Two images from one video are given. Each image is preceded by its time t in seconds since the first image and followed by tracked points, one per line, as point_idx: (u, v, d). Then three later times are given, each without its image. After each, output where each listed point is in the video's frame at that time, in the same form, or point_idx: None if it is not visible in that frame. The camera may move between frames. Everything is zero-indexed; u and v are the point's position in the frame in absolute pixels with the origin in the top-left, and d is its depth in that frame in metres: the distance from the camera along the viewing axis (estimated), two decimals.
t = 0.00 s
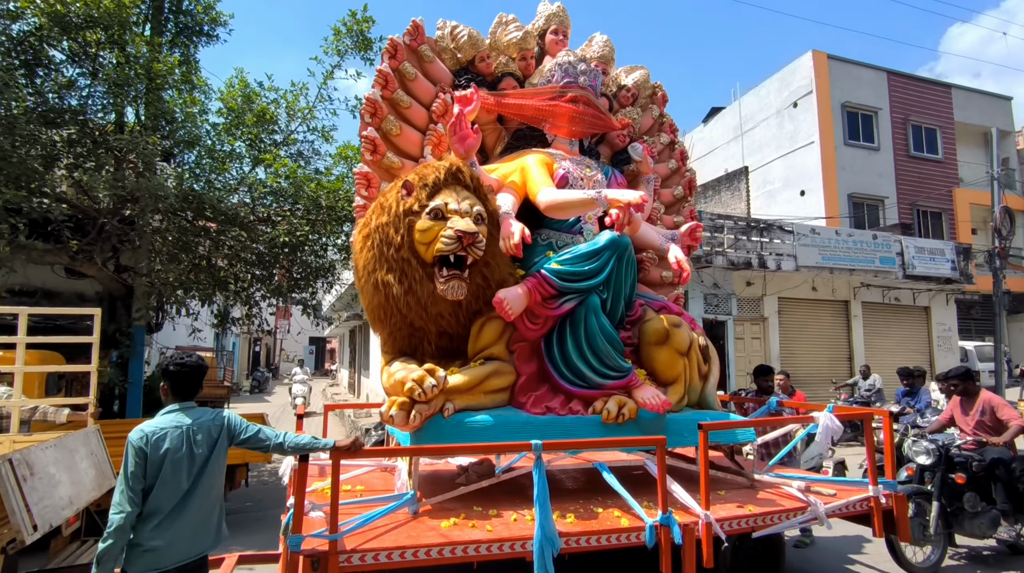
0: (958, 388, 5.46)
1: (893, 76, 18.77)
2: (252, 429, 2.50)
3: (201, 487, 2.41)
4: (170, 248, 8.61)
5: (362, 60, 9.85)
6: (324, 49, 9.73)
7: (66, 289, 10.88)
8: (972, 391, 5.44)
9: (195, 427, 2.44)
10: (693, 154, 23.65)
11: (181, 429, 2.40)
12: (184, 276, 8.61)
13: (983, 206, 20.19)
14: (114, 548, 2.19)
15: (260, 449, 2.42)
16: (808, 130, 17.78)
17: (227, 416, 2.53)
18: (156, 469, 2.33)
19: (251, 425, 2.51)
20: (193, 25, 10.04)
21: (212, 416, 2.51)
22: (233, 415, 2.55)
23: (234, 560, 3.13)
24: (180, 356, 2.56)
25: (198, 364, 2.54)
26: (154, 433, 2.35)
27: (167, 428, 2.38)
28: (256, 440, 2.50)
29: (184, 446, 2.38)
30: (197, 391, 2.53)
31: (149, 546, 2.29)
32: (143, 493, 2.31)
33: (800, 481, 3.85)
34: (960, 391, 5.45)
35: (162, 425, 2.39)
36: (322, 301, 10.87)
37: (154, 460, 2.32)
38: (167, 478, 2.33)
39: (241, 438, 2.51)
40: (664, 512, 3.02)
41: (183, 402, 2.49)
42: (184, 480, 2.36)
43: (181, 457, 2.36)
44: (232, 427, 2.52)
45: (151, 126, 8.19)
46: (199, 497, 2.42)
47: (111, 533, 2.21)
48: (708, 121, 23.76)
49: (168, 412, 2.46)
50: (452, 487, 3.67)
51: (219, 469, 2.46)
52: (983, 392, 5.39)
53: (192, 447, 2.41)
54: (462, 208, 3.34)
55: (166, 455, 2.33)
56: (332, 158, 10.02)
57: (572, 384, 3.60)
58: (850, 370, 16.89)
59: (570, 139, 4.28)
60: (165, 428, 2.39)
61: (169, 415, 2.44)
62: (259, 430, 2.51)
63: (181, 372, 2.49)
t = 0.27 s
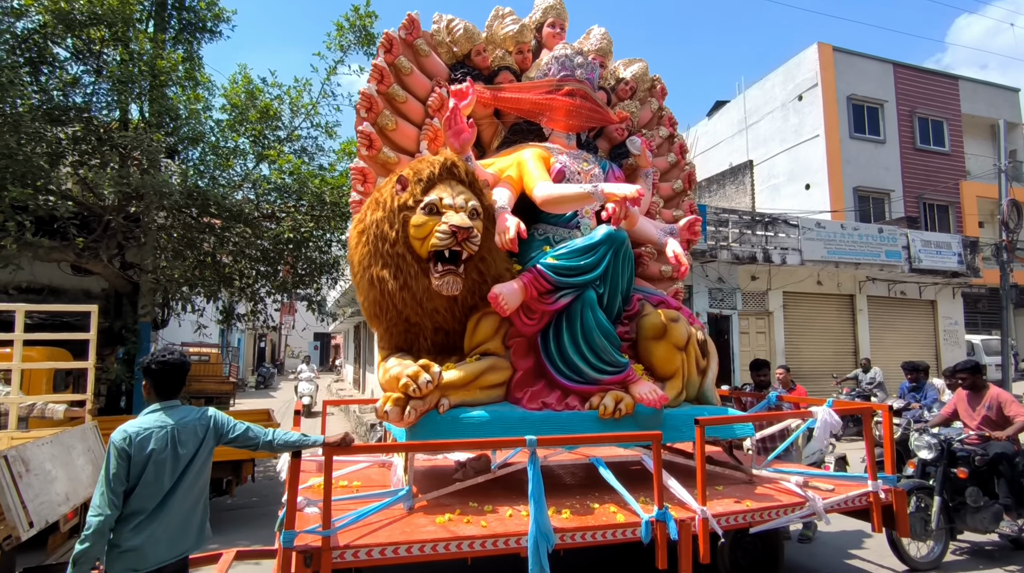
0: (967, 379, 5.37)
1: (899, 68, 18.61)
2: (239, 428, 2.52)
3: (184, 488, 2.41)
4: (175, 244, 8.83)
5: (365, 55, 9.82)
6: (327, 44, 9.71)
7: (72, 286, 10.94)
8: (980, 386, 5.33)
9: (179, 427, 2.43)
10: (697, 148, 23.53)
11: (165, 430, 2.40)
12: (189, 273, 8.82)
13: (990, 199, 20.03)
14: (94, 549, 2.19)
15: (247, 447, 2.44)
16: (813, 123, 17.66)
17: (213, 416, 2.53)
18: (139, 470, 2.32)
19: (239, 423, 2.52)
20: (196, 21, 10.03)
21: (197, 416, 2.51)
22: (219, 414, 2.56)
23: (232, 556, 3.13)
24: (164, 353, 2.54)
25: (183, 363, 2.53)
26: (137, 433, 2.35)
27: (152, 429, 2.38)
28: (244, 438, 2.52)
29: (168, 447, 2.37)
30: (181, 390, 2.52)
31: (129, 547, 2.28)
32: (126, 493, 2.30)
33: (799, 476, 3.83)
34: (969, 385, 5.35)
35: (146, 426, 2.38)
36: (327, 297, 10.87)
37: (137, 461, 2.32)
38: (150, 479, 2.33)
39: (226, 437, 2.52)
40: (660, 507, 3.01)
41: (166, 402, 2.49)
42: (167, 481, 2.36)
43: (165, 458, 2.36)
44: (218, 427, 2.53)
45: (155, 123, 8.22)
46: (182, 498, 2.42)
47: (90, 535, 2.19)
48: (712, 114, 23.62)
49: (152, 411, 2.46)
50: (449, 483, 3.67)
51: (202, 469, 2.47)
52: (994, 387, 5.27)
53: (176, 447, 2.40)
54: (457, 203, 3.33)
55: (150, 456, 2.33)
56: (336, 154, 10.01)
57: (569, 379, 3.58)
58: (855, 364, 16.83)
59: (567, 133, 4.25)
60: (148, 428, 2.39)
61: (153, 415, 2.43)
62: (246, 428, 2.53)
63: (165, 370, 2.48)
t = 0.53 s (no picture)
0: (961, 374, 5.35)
1: (903, 63, 18.50)
2: (232, 426, 2.49)
3: (180, 487, 2.39)
4: (178, 243, 8.83)
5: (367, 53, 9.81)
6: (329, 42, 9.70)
7: (76, 285, 10.97)
8: (973, 382, 5.31)
9: (171, 426, 2.40)
10: (699, 145, 23.46)
11: (157, 429, 2.37)
12: (191, 271, 8.67)
13: (994, 195, 19.93)
14: (89, 551, 2.17)
15: (239, 447, 2.42)
16: (816, 119, 17.58)
17: (205, 413, 2.50)
18: (132, 470, 2.29)
19: (231, 422, 2.50)
20: (198, 20, 10.03)
21: (189, 414, 2.48)
22: (211, 411, 2.53)
23: (226, 554, 3.04)
24: (154, 351, 2.51)
25: (174, 361, 2.50)
26: (129, 433, 2.32)
27: (143, 428, 2.35)
28: (236, 437, 2.50)
29: (161, 447, 2.35)
30: (172, 388, 2.50)
31: (125, 548, 2.26)
32: (120, 494, 2.28)
33: (796, 474, 3.80)
34: (964, 380, 5.33)
35: (137, 426, 2.35)
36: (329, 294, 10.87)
37: (130, 461, 2.29)
38: (144, 479, 2.30)
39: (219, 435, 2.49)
40: (656, 506, 2.99)
41: (157, 400, 2.46)
42: (162, 481, 2.34)
43: (158, 458, 2.33)
44: (210, 425, 2.50)
45: (158, 121, 8.23)
46: (177, 497, 2.40)
47: (84, 538, 2.17)
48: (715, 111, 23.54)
49: (144, 410, 2.43)
50: (445, 481, 3.65)
51: (197, 468, 2.45)
52: (988, 382, 5.25)
53: (170, 447, 2.38)
54: (452, 199, 3.30)
55: (143, 457, 2.30)
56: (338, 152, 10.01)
57: (564, 376, 3.56)
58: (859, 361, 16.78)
59: (564, 128, 4.22)
60: (140, 428, 2.35)
61: (145, 414, 2.40)
62: (238, 427, 2.50)
63: (156, 369, 2.45)
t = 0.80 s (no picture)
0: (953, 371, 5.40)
1: (905, 62, 18.43)
2: (223, 424, 2.48)
3: (179, 485, 2.39)
4: (180, 242, 9.16)
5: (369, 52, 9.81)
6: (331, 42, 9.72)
7: (78, 284, 11.01)
8: (962, 379, 5.35)
9: (168, 424, 2.39)
10: (701, 143, 23.43)
11: (153, 428, 2.35)
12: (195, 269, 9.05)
13: (997, 194, 19.86)
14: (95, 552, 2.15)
15: (232, 446, 2.40)
16: (818, 118, 17.53)
17: (198, 411, 2.49)
18: (132, 471, 2.27)
19: (222, 420, 2.49)
20: (200, 20, 10.06)
21: (183, 412, 2.46)
22: (203, 409, 2.52)
23: (221, 554, 2.90)
24: (145, 351, 2.48)
25: (166, 359, 2.48)
26: (126, 433, 2.29)
27: (139, 428, 2.32)
28: (228, 435, 2.48)
29: (159, 446, 2.33)
30: (165, 386, 2.49)
31: (130, 549, 2.25)
32: (121, 495, 2.26)
33: (792, 474, 3.79)
34: (955, 378, 5.37)
35: (133, 425, 2.33)
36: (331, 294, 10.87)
37: (129, 461, 2.27)
38: (144, 479, 2.28)
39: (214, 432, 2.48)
40: (650, 507, 2.98)
41: (149, 400, 2.44)
42: (162, 480, 2.32)
43: (157, 457, 2.31)
44: (204, 423, 2.49)
45: (160, 121, 8.24)
46: (177, 495, 2.39)
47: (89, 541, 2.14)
48: (717, 110, 23.52)
49: (137, 410, 2.41)
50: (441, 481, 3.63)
51: (195, 466, 2.44)
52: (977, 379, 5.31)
53: (167, 445, 2.36)
54: (445, 198, 3.30)
55: (142, 456, 2.28)
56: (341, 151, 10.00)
57: (559, 376, 3.55)
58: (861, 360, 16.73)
59: (561, 127, 4.21)
60: (136, 427, 2.33)
61: (139, 414, 2.38)
62: (230, 425, 2.49)
63: (149, 369, 2.42)
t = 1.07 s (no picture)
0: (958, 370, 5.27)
1: (913, 59, 18.31)
2: (218, 424, 2.50)
3: (177, 484, 2.40)
4: (188, 243, 9.12)
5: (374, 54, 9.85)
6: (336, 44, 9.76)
7: (87, 286, 11.13)
8: (970, 380, 5.24)
9: (165, 424, 2.40)
10: (707, 143, 23.38)
11: (151, 428, 2.36)
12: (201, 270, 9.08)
13: (1006, 192, 19.70)
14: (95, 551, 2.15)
15: (228, 445, 2.42)
16: (825, 117, 17.44)
17: (195, 411, 2.51)
18: (130, 470, 2.28)
19: (218, 420, 2.51)
20: (207, 22, 10.15)
21: (180, 412, 2.48)
22: (199, 410, 2.53)
23: (221, 553, 2.92)
24: (141, 352, 2.49)
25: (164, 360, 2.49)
26: (123, 433, 2.30)
27: (137, 428, 2.33)
28: (224, 435, 2.50)
29: (157, 445, 2.34)
30: (162, 387, 2.50)
31: (129, 548, 2.25)
32: (120, 494, 2.27)
33: (792, 475, 3.77)
34: (960, 378, 5.26)
35: (130, 425, 2.33)
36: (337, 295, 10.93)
37: (127, 460, 2.27)
38: (143, 478, 2.29)
39: (210, 432, 2.50)
40: (648, 507, 2.97)
41: (146, 400, 2.45)
42: (160, 479, 2.33)
43: (155, 456, 2.32)
44: (200, 423, 2.51)
45: (167, 123, 8.40)
46: (175, 494, 2.41)
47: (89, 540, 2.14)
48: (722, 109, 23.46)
49: (134, 410, 2.42)
50: (441, 481, 3.64)
51: (192, 466, 2.46)
52: (984, 381, 5.20)
53: (165, 445, 2.38)
54: (443, 199, 3.30)
55: (140, 456, 2.29)
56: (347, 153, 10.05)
57: (558, 376, 3.54)
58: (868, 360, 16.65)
59: (559, 127, 4.21)
60: (134, 427, 2.34)
61: (137, 414, 2.39)
62: (225, 425, 2.50)
63: (145, 369, 2.43)
